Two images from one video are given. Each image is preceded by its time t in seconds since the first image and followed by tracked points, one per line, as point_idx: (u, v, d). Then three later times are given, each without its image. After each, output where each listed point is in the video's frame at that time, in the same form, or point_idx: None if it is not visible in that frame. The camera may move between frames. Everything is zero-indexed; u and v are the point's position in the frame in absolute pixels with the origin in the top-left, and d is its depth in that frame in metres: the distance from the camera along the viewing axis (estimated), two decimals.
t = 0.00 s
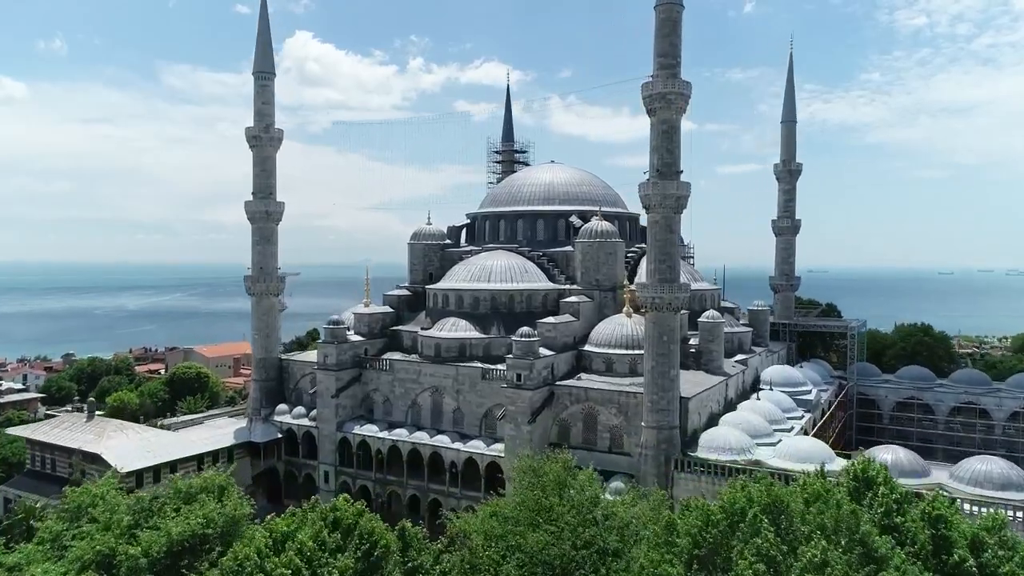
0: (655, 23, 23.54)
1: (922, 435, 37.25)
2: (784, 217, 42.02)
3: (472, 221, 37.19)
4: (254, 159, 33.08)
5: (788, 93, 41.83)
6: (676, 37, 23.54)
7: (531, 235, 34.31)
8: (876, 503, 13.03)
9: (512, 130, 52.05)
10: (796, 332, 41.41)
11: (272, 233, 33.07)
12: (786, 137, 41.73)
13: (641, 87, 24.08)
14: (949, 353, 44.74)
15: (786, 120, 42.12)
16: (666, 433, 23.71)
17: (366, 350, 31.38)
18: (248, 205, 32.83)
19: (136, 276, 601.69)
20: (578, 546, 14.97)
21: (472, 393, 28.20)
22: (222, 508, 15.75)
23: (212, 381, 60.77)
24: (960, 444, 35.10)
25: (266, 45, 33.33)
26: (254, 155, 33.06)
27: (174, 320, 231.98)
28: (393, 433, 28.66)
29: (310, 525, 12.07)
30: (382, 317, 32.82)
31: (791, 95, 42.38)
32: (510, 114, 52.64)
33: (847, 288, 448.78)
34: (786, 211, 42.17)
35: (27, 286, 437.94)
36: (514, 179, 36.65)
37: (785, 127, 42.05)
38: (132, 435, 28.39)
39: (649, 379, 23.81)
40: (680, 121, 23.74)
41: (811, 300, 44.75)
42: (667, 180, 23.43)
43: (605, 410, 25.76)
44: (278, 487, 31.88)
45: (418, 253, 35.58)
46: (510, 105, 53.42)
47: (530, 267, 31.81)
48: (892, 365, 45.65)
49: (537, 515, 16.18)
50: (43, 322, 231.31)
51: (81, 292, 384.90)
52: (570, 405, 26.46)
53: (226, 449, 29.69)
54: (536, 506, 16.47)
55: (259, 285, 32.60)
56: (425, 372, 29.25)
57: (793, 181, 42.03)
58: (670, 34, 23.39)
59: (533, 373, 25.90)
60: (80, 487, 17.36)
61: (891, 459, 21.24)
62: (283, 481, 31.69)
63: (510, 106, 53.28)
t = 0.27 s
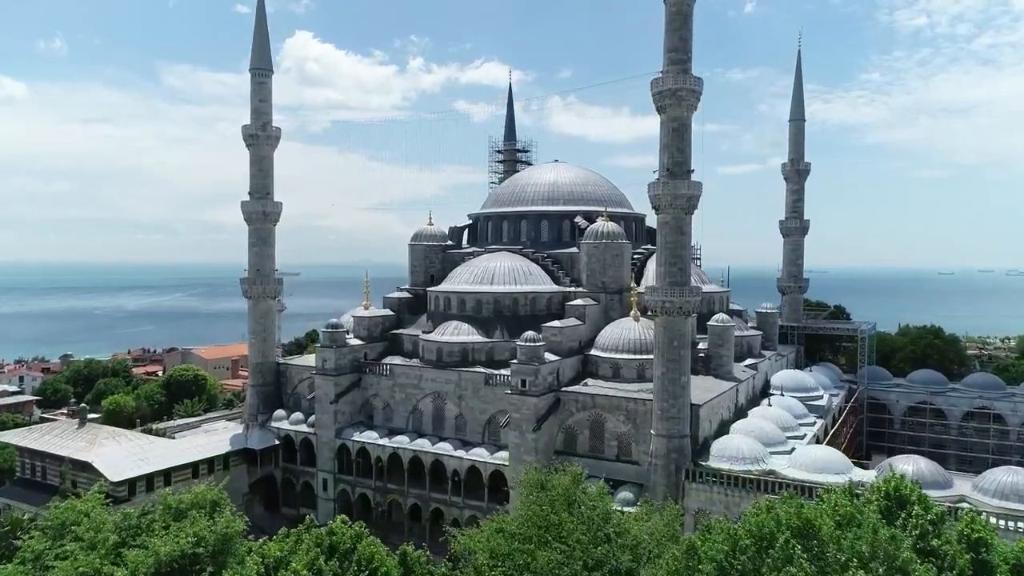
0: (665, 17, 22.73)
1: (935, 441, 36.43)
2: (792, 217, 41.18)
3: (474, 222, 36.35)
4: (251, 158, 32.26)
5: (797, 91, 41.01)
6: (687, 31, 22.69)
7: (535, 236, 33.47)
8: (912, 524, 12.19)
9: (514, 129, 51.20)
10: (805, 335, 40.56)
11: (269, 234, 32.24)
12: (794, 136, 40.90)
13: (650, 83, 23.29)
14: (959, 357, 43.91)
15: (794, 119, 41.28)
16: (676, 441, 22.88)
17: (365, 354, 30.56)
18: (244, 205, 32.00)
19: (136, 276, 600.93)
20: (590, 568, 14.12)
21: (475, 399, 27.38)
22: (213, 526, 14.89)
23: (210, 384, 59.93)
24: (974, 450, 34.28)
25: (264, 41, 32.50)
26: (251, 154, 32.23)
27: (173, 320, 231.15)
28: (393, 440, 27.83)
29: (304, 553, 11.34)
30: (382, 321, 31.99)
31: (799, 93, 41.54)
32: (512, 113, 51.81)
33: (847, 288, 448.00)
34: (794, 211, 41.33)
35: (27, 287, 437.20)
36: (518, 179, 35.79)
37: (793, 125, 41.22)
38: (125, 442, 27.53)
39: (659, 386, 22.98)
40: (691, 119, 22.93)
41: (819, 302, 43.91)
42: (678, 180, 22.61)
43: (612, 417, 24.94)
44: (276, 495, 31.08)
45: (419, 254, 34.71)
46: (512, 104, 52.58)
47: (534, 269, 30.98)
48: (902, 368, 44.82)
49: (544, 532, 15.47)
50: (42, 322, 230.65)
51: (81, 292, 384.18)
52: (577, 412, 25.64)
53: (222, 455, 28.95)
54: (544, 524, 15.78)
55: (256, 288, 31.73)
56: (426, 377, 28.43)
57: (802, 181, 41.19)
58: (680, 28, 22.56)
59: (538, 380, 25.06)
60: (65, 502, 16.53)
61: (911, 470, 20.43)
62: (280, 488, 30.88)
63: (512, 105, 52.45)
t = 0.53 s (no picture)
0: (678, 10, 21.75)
1: (950, 449, 35.48)
2: (802, 218, 40.21)
3: (477, 223, 35.37)
4: (247, 157, 31.30)
5: (807, 88, 40.03)
6: (701, 24, 21.71)
7: (540, 237, 32.46)
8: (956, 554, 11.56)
9: (517, 128, 50.22)
10: (816, 339, 39.59)
11: (265, 236, 31.28)
12: (804, 135, 39.93)
13: (662, 79, 22.38)
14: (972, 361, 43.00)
15: (804, 118, 40.29)
16: (689, 453, 21.92)
17: (365, 360, 29.60)
18: (240, 206, 31.04)
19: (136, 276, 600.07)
20: None
21: (479, 407, 26.44)
22: (205, 551, 13.93)
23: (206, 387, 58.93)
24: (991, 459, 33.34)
25: (260, 36, 31.51)
26: (247, 153, 31.27)
27: (172, 320, 230.48)
28: (394, 449, 26.89)
29: None
30: (383, 325, 31.03)
31: (809, 91, 40.53)
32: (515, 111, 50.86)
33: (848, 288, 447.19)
34: (804, 211, 40.35)
35: (26, 287, 436.51)
36: (522, 179, 34.79)
37: (803, 124, 40.23)
38: (116, 451, 26.53)
39: (671, 395, 22.03)
40: (705, 116, 22.00)
41: (829, 305, 42.96)
42: (691, 179, 21.63)
43: (622, 426, 24.01)
44: (273, 504, 30.12)
45: (420, 256, 33.70)
46: (514, 102, 51.59)
47: (539, 272, 29.99)
48: (913, 372, 43.86)
49: (556, 556, 14.55)
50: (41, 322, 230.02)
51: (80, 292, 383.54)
52: (584, 421, 24.68)
53: (217, 464, 28.03)
54: (555, 547, 14.83)
55: (252, 291, 30.73)
56: (428, 384, 27.48)
57: (812, 181, 40.19)
58: (694, 21, 21.57)
59: (545, 387, 24.10)
60: (45, 522, 15.52)
61: (937, 484, 19.49)
62: (277, 498, 29.92)
63: (515, 103, 51.47)
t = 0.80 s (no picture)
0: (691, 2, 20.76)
1: (966, 456, 34.54)
2: (812, 219, 39.25)
3: (480, 224, 34.39)
4: (242, 156, 30.33)
5: (817, 86, 39.04)
6: (716, 16, 20.72)
7: (545, 239, 31.50)
8: None
9: (519, 127, 49.26)
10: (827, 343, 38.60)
11: (261, 237, 30.31)
12: (814, 134, 38.95)
13: (674, 74, 21.36)
14: (985, 366, 42.05)
15: (815, 116, 39.30)
16: (704, 465, 20.96)
17: (365, 366, 28.64)
18: (235, 207, 30.06)
19: (136, 277, 599.29)
20: None
21: (483, 415, 25.50)
22: None
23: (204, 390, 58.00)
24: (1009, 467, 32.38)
25: (256, 31, 30.55)
26: (242, 152, 30.30)
27: (171, 320, 229.57)
28: (395, 459, 25.93)
29: None
30: (383, 329, 30.07)
31: (820, 89, 39.55)
32: (518, 110, 49.92)
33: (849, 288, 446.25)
34: (815, 212, 39.38)
35: (26, 287, 435.86)
36: (526, 179, 33.82)
37: (814, 122, 39.25)
38: (106, 461, 25.55)
39: (684, 404, 21.08)
40: (720, 112, 21.00)
41: (840, 308, 41.97)
42: (706, 179, 20.67)
43: (632, 436, 23.06)
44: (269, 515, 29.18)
45: (421, 258, 32.72)
46: (517, 101, 50.63)
47: (544, 275, 29.02)
48: (925, 377, 42.89)
49: None
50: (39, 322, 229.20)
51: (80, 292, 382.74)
52: (593, 431, 23.73)
53: (211, 474, 27.11)
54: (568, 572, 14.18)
55: (247, 294, 29.73)
56: (430, 391, 26.51)
57: (822, 181, 39.22)
58: (709, 13, 20.58)
59: (552, 396, 23.13)
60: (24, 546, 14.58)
61: (967, 500, 18.47)
62: (274, 508, 28.98)
63: (517, 101, 50.50)
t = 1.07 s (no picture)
0: None
1: (981, 463, 33.69)
2: (822, 220, 38.41)
3: (482, 225, 33.56)
4: (239, 155, 29.50)
5: (827, 85, 38.20)
6: (731, 9, 19.86)
7: (549, 241, 30.66)
8: None
9: (522, 126, 48.42)
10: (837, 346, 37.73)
11: (258, 239, 29.48)
12: (824, 133, 38.09)
13: (687, 70, 20.58)
14: (997, 370, 41.19)
15: (824, 115, 38.44)
16: (717, 477, 20.12)
17: (364, 371, 27.81)
18: (231, 207, 29.24)
19: (135, 277, 598.33)
20: None
21: (486, 423, 24.66)
22: None
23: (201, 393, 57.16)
24: None
25: (252, 27, 29.73)
26: (238, 152, 29.48)
27: (171, 320, 228.90)
28: (395, 467, 25.10)
29: None
30: (383, 334, 29.24)
31: (830, 87, 38.68)
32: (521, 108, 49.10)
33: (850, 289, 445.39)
34: (824, 213, 38.54)
35: (25, 287, 434.73)
36: (529, 179, 32.98)
37: (823, 122, 38.40)
38: (97, 470, 24.67)
39: (697, 413, 20.26)
40: (735, 110, 20.20)
41: (849, 311, 41.12)
42: (720, 179, 19.83)
43: (641, 445, 22.22)
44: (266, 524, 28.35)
45: (422, 260, 31.88)
46: (519, 99, 49.80)
47: (549, 278, 28.19)
48: (936, 381, 42.02)
49: None
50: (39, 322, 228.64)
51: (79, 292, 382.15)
52: (600, 440, 22.89)
53: (206, 482, 26.28)
54: None
55: (243, 297, 28.91)
56: (431, 398, 25.68)
57: (832, 182, 38.36)
58: (723, 6, 19.73)
59: (558, 404, 22.31)
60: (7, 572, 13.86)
61: (994, 516, 17.60)
62: (271, 517, 28.15)
63: (520, 100, 49.67)
